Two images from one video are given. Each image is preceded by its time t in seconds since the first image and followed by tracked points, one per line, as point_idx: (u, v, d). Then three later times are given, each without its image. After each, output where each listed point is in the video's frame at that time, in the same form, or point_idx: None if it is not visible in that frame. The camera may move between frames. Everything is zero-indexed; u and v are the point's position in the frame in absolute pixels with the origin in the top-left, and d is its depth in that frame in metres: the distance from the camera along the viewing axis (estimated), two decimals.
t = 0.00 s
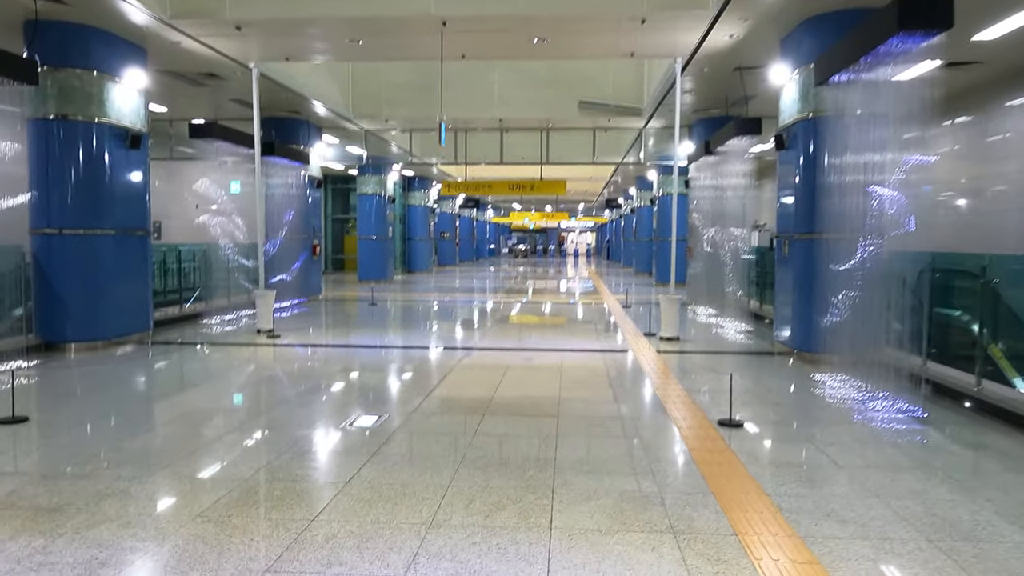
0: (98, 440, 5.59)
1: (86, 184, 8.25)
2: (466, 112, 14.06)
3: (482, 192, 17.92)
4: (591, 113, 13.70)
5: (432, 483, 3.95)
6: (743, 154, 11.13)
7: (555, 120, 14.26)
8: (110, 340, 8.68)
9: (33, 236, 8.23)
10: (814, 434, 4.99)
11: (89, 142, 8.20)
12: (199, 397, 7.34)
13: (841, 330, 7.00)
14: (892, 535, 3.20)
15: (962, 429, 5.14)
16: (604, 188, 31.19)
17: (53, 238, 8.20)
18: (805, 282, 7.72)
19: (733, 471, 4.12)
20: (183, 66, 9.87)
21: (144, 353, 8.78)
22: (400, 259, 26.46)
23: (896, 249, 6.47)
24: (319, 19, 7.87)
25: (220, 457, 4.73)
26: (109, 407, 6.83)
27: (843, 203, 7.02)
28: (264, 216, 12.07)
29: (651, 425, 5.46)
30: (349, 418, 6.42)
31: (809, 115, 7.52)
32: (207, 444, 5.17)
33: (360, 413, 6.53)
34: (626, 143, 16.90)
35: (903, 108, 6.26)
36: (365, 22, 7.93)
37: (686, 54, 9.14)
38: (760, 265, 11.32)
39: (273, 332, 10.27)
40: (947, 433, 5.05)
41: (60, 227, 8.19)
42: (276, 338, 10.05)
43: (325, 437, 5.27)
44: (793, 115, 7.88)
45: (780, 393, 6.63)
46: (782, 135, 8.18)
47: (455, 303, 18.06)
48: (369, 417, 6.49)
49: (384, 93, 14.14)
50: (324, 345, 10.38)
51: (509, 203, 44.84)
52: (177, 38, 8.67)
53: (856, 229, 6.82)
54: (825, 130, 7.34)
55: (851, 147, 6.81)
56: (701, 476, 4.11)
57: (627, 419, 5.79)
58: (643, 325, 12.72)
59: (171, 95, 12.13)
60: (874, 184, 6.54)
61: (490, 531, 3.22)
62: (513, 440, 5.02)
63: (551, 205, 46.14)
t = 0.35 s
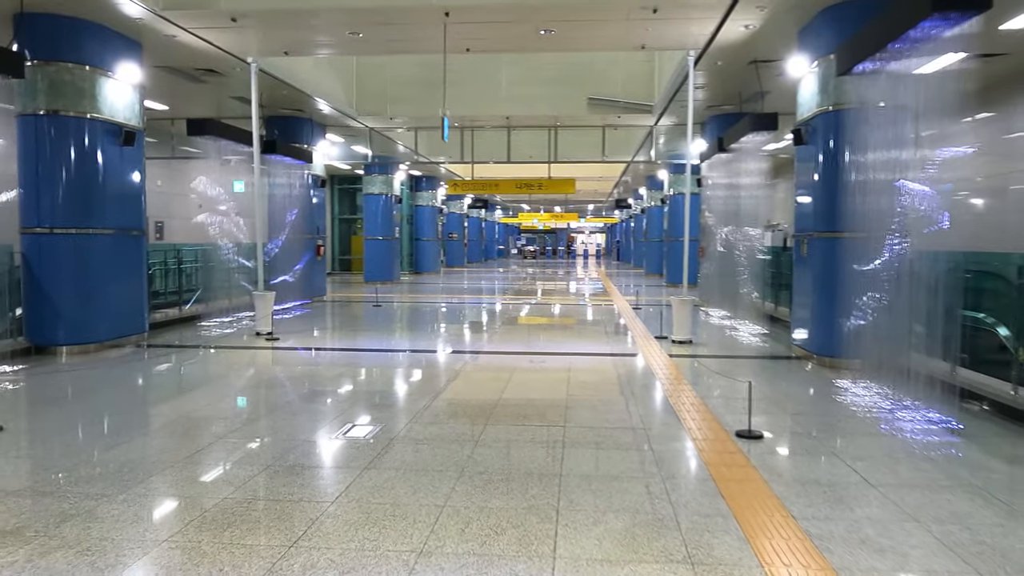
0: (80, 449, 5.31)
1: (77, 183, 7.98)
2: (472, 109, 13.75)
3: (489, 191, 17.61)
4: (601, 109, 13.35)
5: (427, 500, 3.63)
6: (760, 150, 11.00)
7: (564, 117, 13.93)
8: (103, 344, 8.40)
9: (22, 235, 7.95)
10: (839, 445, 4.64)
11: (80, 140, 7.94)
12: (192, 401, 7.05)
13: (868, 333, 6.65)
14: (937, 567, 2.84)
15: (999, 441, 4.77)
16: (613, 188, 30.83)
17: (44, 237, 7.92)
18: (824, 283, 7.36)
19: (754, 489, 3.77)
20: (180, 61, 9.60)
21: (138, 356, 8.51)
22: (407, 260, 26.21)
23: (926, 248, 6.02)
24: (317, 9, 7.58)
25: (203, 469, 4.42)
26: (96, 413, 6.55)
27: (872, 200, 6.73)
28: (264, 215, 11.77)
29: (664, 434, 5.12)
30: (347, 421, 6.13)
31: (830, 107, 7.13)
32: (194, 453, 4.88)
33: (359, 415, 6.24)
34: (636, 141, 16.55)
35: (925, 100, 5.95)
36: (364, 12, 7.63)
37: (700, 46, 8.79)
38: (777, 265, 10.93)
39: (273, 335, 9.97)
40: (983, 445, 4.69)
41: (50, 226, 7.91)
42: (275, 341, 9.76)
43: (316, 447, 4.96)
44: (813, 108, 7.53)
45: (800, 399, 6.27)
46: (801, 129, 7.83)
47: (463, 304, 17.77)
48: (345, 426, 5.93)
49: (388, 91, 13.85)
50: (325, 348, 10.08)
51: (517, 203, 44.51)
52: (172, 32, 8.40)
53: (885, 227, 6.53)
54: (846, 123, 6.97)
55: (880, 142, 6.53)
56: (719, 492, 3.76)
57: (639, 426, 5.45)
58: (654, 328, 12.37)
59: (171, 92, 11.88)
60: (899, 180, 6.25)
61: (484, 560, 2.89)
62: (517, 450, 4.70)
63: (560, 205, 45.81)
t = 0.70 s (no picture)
0: (58, 460, 5.00)
1: (67, 182, 7.70)
2: (478, 105, 13.42)
3: (496, 190, 17.27)
4: (610, 106, 12.98)
5: (422, 527, 3.31)
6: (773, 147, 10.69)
7: (573, 114, 13.58)
8: (94, 348, 8.13)
9: (11, 235, 7.71)
10: (870, 462, 4.31)
11: (70, 137, 7.65)
12: (183, 407, 6.76)
13: (895, 341, 6.25)
14: None
15: None
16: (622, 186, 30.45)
17: (32, 237, 7.65)
18: (846, 287, 7.01)
19: (780, 519, 3.41)
20: (176, 56, 9.31)
21: (131, 360, 8.22)
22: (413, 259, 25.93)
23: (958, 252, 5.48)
24: None
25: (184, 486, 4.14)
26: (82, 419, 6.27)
27: (900, 200, 6.25)
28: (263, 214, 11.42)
29: (679, 448, 4.76)
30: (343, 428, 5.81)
31: (852, 102, 6.81)
32: (177, 466, 4.57)
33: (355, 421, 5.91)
34: (646, 139, 16.19)
35: (961, 94, 5.41)
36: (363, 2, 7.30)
37: (714, 39, 8.44)
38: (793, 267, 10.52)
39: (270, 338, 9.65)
40: None
41: (39, 225, 7.64)
42: (273, 344, 9.46)
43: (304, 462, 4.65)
44: (834, 104, 7.22)
45: (822, 411, 5.90)
46: (820, 125, 7.44)
47: (469, 305, 17.41)
48: (331, 439, 5.49)
49: (392, 87, 13.53)
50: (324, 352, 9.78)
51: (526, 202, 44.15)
52: (166, 24, 8.10)
53: (914, 229, 6.01)
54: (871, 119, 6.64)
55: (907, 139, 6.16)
56: (743, 522, 3.39)
57: (654, 437, 5.09)
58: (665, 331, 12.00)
59: (170, 89, 11.61)
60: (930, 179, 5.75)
61: None
62: (522, 463, 4.36)
63: (568, 203, 45.42)
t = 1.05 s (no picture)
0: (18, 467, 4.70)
1: (44, 176, 7.39)
2: (477, 98, 13.08)
3: (496, 185, 16.94)
4: (613, 99, 12.65)
5: (396, 552, 2.98)
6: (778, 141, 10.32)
7: (574, 108, 13.24)
8: (73, 347, 7.83)
9: None
10: (889, 474, 3.97)
11: (48, 129, 7.35)
12: (162, 408, 6.46)
13: (912, 343, 5.91)
14: None
15: None
16: (625, 183, 30.09)
17: (7, 233, 7.30)
18: (859, 284, 6.70)
19: (793, 544, 3.06)
20: (162, 45, 8.99)
21: (112, 360, 7.91)
22: (414, 257, 25.60)
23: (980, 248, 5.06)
24: None
25: (144, 495, 3.84)
26: (53, 421, 5.97)
27: (919, 194, 5.88)
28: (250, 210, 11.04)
29: (682, 457, 4.41)
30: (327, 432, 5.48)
31: (865, 91, 6.51)
32: (142, 475, 4.25)
33: (341, 425, 5.59)
34: (650, 134, 15.86)
35: (983, 81, 5.02)
36: None
37: (720, 27, 8.09)
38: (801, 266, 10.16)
39: (258, 338, 9.32)
40: None
41: (15, 221, 7.31)
42: (261, 344, 9.13)
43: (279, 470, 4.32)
44: (845, 93, 6.90)
45: (835, 416, 5.55)
46: (833, 115, 7.07)
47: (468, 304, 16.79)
48: (327, 441, 5.13)
49: (389, 79, 13.20)
50: (316, 351, 9.45)
51: (528, 199, 43.77)
52: (148, 11, 7.79)
53: (937, 224, 5.63)
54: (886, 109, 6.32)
55: (925, 129, 5.82)
56: (750, 546, 3.05)
57: (655, 444, 4.74)
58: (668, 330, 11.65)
59: (159, 81, 11.30)
60: (958, 170, 5.30)
61: None
62: (510, 475, 4.03)
63: (572, 200, 45.09)
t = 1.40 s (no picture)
0: None
1: (19, 172, 7.06)
2: (473, 92, 12.75)
3: (495, 182, 16.63)
4: (613, 92, 12.31)
5: None
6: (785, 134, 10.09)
7: (573, 102, 12.91)
8: (51, 350, 7.52)
9: None
10: (915, 492, 3.64)
11: (22, 122, 7.01)
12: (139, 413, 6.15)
13: (930, 347, 5.57)
14: None
15: None
16: (626, 178, 29.74)
17: None
18: (873, 283, 6.37)
19: None
20: (144, 35, 8.66)
21: (91, 363, 7.59)
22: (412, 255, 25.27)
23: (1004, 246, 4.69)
24: None
25: (101, 514, 3.52)
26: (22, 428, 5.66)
27: (937, 189, 5.55)
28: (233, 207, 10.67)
29: (687, 468, 4.09)
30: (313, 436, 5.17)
31: (879, 79, 6.19)
32: (103, 490, 3.94)
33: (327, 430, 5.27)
34: (651, 128, 15.52)
35: (1003, 69, 4.68)
36: None
37: (724, 14, 7.76)
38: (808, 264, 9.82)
39: (246, 340, 9.00)
40: None
41: None
42: (249, 345, 8.81)
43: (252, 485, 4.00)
44: (857, 83, 6.57)
45: (849, 423, 5.22)
46: (843, 107, 6.77)
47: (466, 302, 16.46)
48: (322, 444, 5.06)
49: (383, 73, 12.86)
50: (307, 353, 9.13)
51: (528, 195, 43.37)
52: None
53: (959, 220, 5.27)
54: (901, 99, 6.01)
55: (943, 120, 5.48)
56: None
57: (660, 453, 4.43)
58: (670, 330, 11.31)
59: (145, 74, 10.96)
60: (978, 164, 4.96)
61: None
62: (503, 490, 3.71)
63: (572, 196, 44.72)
